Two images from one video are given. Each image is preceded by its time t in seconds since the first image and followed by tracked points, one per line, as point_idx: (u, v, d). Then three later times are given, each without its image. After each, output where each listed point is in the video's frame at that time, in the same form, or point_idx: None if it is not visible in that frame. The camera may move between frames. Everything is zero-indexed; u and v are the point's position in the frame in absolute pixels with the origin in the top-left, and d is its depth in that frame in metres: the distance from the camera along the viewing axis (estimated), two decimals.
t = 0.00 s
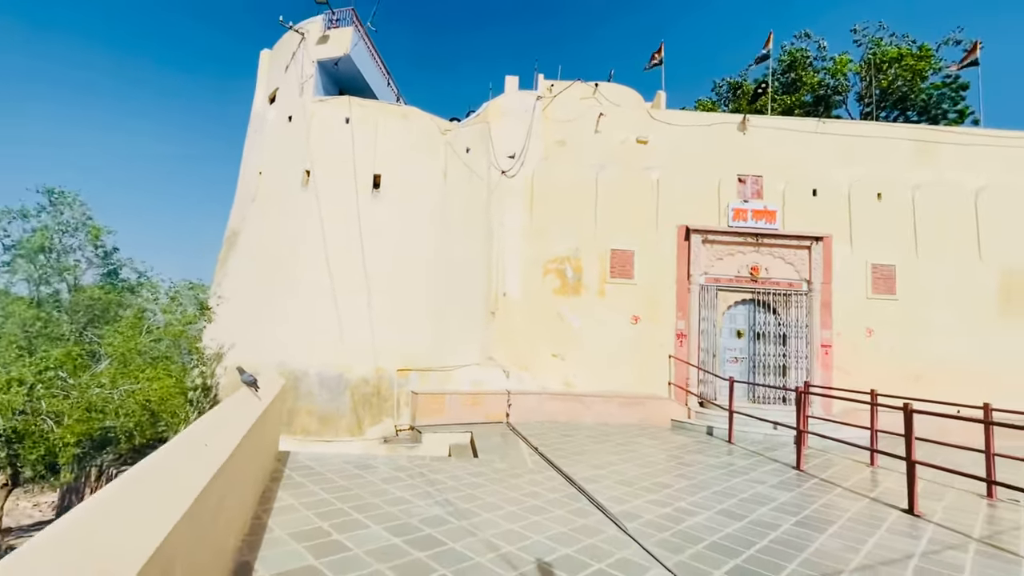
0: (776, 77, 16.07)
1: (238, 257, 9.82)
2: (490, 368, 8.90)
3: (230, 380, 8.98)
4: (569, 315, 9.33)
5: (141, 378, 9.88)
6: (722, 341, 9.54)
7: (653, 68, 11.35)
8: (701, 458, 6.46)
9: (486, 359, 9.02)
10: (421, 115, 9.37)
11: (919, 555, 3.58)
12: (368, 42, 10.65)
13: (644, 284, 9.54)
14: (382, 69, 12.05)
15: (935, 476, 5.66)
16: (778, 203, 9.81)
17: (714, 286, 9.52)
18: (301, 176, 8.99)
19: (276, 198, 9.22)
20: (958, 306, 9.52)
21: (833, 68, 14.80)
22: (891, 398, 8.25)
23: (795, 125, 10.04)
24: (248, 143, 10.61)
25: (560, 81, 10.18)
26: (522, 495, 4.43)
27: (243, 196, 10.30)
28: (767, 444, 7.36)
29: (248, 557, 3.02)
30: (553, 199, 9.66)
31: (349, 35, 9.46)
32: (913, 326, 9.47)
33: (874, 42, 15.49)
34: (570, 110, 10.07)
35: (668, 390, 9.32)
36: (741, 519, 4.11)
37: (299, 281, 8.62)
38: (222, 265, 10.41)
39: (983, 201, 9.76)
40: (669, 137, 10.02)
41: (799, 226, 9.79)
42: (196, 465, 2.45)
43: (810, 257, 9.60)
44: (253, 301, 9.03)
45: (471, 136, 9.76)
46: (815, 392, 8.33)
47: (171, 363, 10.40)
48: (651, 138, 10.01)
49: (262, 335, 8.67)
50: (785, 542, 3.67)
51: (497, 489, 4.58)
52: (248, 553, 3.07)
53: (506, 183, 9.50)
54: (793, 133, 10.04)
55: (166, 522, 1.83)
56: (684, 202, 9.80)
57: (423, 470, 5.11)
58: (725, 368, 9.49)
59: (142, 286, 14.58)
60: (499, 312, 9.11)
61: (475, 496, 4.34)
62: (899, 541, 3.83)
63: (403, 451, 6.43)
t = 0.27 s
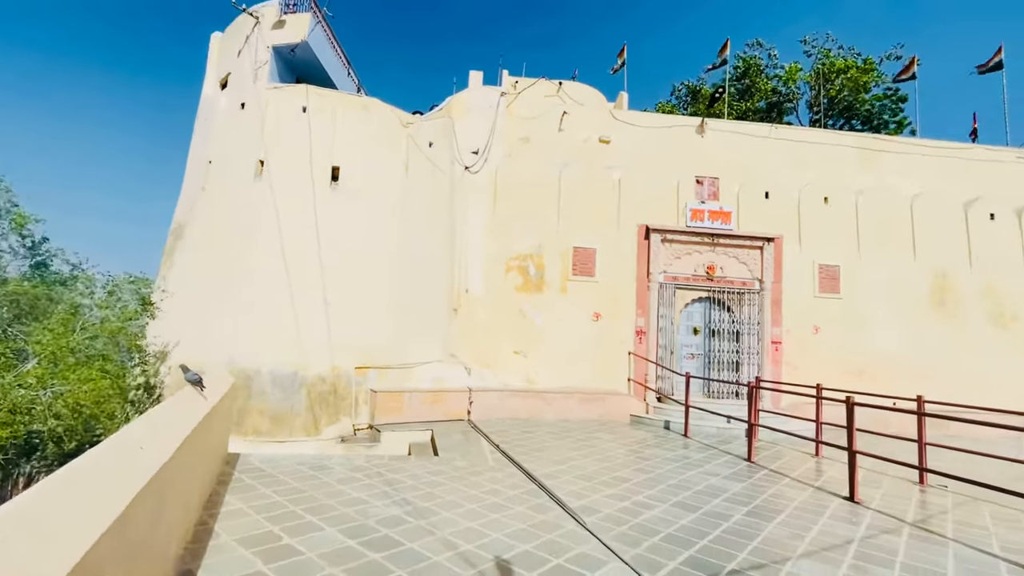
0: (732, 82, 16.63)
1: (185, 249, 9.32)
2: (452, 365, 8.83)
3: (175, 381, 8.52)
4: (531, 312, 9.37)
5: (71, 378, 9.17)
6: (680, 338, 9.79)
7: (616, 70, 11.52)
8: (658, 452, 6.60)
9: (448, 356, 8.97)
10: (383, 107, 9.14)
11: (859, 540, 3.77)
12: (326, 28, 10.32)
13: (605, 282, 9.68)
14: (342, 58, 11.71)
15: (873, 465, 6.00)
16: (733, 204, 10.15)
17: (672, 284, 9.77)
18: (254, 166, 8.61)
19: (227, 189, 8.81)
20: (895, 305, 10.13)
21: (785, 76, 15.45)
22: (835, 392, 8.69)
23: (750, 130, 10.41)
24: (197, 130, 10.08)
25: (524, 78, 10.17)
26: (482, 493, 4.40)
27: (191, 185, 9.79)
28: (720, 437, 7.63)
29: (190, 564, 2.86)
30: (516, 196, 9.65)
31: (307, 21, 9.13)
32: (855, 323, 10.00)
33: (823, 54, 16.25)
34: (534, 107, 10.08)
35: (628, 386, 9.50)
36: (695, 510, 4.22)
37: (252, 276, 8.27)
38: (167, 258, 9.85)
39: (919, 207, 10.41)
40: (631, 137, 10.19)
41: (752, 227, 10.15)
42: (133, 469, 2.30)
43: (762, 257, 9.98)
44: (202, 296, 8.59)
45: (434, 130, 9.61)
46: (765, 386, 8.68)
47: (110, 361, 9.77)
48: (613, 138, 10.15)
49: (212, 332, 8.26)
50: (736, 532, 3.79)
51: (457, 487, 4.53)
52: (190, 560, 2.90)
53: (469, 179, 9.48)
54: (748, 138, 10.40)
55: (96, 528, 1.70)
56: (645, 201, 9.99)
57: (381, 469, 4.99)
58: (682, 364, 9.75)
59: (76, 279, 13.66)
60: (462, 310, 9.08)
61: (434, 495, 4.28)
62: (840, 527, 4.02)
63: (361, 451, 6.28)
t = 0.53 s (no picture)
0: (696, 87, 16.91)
1: (136, 243, 8.86)
2: (420, 364, 8.71)
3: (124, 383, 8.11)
4: (501, 310, 9.34)
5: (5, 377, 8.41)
6: (647, 335, 9.95)
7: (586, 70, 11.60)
8: (625, 448, 6.68)
9: (416, 354, 8.84)
10: (349, 99, 8.89)
11: (816, 530, 3.90)
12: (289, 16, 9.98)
13: (574, 280, 9.73)
14: (305, 47, 11.35)
15: (828, 457, 6.23)
16: (699, 205, 10.38)
17: (640, 283, 9.91)
18: (213, 157, 8.26)
19: (182, 180, 8.41)
20: (850, 304, 10.57)
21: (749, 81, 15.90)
22: (793, 387, 9.01)
23: (715, 133, 10.67)
24: (150, 118, 9.60)
25: (495, 75, 10.10)
26: (449, 493, 4.34)
27: (144, 176, 9.30)
28: (685, 432, 7.81)
29: None
30: (485, 193, 9.59)
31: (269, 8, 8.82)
32: (812, 321, 10.38)
33: (784, 61, 16.80)
34: (504, 104, 10.04)
35: (596, 383, 9.59)
36: (661, 505, 4.28)
37: (210, 271, 7.94)
38: (117, 252, 9.33)
39: (872, 210, 10.88)
40: (600, 137, 10.28)
41: (717, 228, 10.39)
42: (73, 474, 2.14)
43: (726, 257, 10.24)
44: (154, 292, 8.17)
45: (403, 125, 9.48)
46: (728, 382, 8.93)
47: (52, 357, 9.20)
48: (583, 137, 10.21)
49: (165, 330, 7.89)
50: (701, 526, 3.86)
51: (424, 488, 4.45)
52: (138, 572, 2.74)
53: (438, 176, 9.34)
54: (713, 140, 10.65)
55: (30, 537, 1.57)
56: (614, 201, 10.10)
57: (346, 471, 4.86)
58: (649, 361, 9.91)
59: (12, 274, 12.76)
60: (430, 307, 8.96)
61: (400, 496, 4.19)
62: (798, 518, 4.16)
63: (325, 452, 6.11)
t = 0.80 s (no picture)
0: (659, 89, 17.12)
1: (74, 237, 8.23)
2: (383, 363, 8.51)
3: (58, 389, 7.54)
4: (466, 309, 9.26)
5: None
6: (612, 334, 10.05)
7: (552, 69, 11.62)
8: (591, 446, 6.72)
9: (379, 354, 8.63)
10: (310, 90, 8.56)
11: (775, 524, 4.00)
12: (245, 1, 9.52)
13: (540, 278, 9.72)
14: (262, 34, 10.87)
15: (784, 451, 6.44)
16: (662, 205, 10.56)
17: (605, 282, 10.00)
18: (161, 146, 7.75)
19: (123, 168, 7.78)
20: (804, 303, 10.99)
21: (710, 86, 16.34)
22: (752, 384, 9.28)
23: (678, 135, 10.87)
24: (90, 105, 8.92)
25: (461, 70, 9.96)
26: (413, 497, 4.22)
27: (82, 165, 8.65)
28: (649, 429, 7.94)
29: None
30: (451, 190, 9.48)
31: None
32: (769, 320, 10.75)
33: (744, 67, 17.33)
34: (471, 100, 9.92)
35: (562, 381, 9.63)
36: (627, 503, 4.30)
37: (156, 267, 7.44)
38: (52, 246, 8.66)
39: (824, 213, 11.35)
40: (566, 136, 10.32)
41: (679, 228, 10.60)
42: None
43: (688, 257, 10.47)
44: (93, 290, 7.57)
45: (366, 117, 9.14)
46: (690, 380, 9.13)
47: None
48: (550, 136, 10.23)
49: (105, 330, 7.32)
50: (665, 523, 3.89)
51: (387, 492, 4.32)
52: None
53: (403, 172, 9.18)
54: (677, 142, 10.86)
55: None
56: (580, 200, 10.15)
57: (304, 476, 4.66)
58: (614, 359, 10.01)
59: None
60: (394, 307, 8.81)
61: (362, 501, 4.04)
62: (758, 512, 4.26)
63: (282, 457, 5.87)
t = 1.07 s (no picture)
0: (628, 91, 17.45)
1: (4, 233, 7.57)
2: (347, 365, 8.27)
3: None
4: (433, 308, 9.13)
5: None
6: (580, 333, 10.09)
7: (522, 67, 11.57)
8: (559, 446, 6.69)
9: (343, 355, 8.38)
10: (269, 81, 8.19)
11: (740, 520, 4.06)
12: None
13: (509, 278, 9.66)
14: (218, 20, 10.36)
15: (747, 447, 6.59)
16: (629, 205, 10.66)
17: (573, 281, 10.02)
18: (105, 136, 7.24)
19: (61, 159, 7.21)
20: (764, 302, 11.32)
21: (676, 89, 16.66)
22: (715, 381, 9.49)
23: (645, 136, 11.01)
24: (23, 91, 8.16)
25: (429, 66, 9.79)
26: (378, 504, 4.07)
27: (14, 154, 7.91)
28: (616, 428, 8.01)
29: None
30: (418, 187, 9.32)
31: None
32: (732, 319, 11.02)
33: (708, 71, 17.75)
34: (439, 97, 9.76)
35: (530, 381, 9.59)
36: (595, 504, 4.28)
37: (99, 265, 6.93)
38: None
39: (784, 215, 11.72)
40: (535, 135, 10.29)
41: (646, 228, 10.72)
42: None
43: (655, 257, 10.62)
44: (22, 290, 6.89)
45: (330, 111, 8.81)
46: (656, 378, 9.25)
47: None
48: (519, 135, 10.18)
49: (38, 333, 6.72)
50: (634, 523, 3.89)
51: (350, 499, 4.16)
52: None
53: (368, 168, 8.96)
54: (643, 144, 11.01)
55: None
56: (549, 199, 10.14)
57: (261, 485, 4.44)
58: (582, 359, 10.05)
59: None
60: (359, 306, 8.57)
61: (323, 510, 3.87)
62: (723, 509, 4.32)
63: (238, 464, 5.59)
